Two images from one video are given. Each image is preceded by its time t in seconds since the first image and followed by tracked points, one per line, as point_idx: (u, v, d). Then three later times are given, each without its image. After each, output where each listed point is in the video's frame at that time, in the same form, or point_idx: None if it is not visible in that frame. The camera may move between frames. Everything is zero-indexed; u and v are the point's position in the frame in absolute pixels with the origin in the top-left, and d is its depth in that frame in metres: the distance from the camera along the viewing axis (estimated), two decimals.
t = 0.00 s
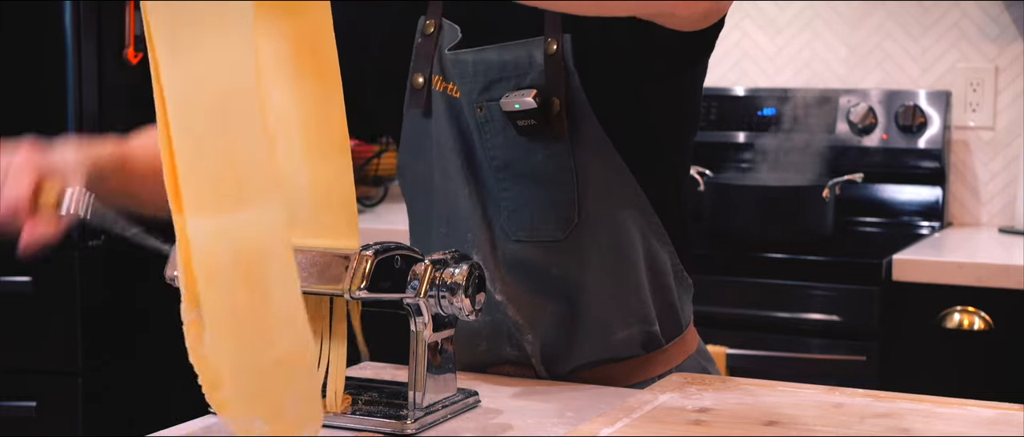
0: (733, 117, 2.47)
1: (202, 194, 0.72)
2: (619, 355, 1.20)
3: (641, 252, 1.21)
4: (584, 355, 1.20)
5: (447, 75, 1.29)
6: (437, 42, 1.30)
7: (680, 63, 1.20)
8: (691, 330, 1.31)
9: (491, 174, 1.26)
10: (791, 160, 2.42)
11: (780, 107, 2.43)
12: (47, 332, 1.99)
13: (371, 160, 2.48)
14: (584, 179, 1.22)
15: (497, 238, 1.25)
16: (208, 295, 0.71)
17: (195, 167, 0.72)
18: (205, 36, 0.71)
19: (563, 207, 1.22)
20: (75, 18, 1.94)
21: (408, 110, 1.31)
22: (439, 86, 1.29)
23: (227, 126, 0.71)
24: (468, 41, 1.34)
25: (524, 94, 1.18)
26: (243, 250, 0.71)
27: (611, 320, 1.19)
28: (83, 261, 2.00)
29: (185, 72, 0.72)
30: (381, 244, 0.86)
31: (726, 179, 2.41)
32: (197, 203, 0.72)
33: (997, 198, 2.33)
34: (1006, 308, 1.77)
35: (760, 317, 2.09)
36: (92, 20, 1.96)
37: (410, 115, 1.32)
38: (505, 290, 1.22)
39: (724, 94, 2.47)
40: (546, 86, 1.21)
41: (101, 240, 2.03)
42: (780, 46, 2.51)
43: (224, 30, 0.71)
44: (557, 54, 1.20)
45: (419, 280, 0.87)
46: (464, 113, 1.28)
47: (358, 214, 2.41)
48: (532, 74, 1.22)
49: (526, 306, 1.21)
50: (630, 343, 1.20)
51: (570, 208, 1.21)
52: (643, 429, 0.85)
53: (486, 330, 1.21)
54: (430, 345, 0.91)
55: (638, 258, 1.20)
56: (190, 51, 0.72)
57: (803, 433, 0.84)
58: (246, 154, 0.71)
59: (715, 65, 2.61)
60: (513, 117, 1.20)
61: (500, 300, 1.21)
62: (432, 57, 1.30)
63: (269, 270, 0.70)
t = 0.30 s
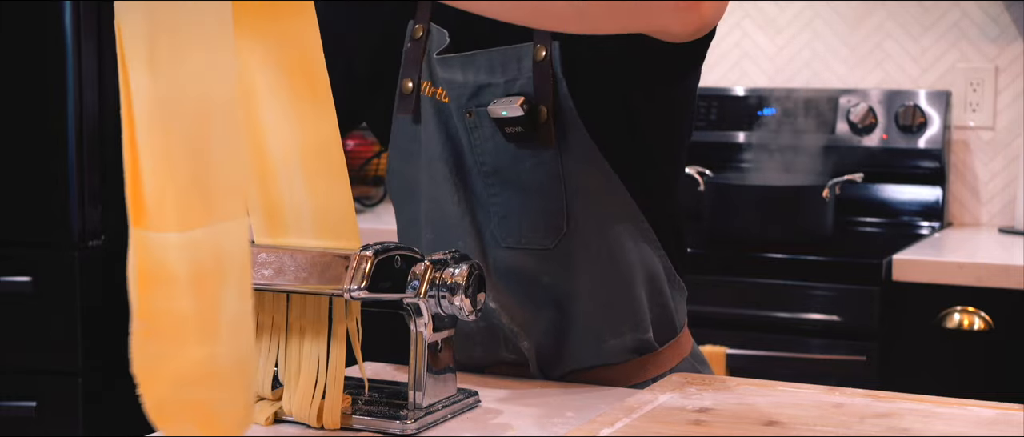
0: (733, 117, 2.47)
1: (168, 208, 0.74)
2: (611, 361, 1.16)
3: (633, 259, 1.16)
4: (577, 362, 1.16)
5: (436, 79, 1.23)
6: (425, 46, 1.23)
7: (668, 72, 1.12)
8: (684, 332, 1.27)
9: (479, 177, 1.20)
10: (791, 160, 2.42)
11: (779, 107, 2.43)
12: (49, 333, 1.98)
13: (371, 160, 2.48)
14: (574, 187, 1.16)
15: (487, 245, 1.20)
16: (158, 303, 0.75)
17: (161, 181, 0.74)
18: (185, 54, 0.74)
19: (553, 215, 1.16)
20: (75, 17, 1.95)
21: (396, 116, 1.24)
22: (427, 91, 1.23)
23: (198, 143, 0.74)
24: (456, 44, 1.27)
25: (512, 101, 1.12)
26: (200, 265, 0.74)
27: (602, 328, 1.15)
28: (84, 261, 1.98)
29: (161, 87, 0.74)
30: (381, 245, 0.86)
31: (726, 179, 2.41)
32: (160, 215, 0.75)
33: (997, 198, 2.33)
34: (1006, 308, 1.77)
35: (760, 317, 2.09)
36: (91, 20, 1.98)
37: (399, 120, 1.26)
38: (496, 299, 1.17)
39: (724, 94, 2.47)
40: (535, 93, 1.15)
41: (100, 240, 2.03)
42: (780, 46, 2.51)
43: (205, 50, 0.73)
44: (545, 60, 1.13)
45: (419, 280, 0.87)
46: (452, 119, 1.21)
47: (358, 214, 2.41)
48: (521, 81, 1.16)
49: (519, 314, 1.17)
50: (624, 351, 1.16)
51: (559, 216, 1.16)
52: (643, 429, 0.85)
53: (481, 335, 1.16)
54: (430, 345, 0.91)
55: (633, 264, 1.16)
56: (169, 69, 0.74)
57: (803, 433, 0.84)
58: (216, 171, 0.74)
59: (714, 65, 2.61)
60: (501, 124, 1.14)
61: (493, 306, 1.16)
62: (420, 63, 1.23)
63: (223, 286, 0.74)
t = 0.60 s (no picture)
0: (733, 117, 2.47)
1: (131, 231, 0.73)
2: (609, 361, 1.15)
3: (631, 258, 1.15)
4: (573, 361, 1.15)
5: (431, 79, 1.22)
6: (419, 46, 1.21)
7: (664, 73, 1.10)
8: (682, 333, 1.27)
9: (472, 178, 1.20)
10: (791, 160, 2.42)
11: (780, 108, 2.42)
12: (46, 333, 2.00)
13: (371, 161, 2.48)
14: (570, 187, 1.15)
15: (484, 246, 1.20)
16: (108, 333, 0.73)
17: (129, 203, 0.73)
18: (156, 75, 0.72)
19: (549, 215, 1.16)
20: (75, 18, 1.95)
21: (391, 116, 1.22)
22: (422, 91, 1.22)
23: (160, 169, 0.72)
24: (450, 44, 1.24)
25: (507, 100, 1.12)
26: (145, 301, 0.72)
27: (598, 328, 1.14)
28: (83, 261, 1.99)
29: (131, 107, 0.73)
30: (381, 245, 0.86)
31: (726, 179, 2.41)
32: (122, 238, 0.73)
33: (997, 198, 2.33)
34: (1006, 308, 1.77)
35: (760, 317, 2.09)
36: (92, 21, 1.97)
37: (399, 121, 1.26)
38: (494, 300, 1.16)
39: (724, 94, 2.46)
40: (529, 91, 1.15)
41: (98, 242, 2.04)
42: (780, 47, 2.51)
43: (175, 74, 0.72)
44: (540, 59, 1.13)
45: (419, 280, 0.87)
46: (446, 119, 1.21)
47: (358, 214, 2.41)
48: (515, 79, 1.16)
49: (517, 315, 1.16)
50: (620, 350, 1.15)
51: (555, 216, 1.15)
52: (643, 429, 0.85)
53: (480, 334, 1.16)
54: (430, 346, 0.91)
55: (629, 265, 1.15)
56: (141, 89, 0.73)
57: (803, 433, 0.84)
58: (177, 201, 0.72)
59: (714, 66, 2.60)
60: (495, 122, 1.14)
61: (491, 307, 1.15)
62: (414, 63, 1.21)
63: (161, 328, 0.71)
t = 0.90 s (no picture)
0: (733, 118, 2.47)
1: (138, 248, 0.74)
2: (607, 364, 1.15)
3: (627, 262, 1.15)
4: (571, 365, 1.15)
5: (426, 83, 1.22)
6: (415, 50, 1.23)
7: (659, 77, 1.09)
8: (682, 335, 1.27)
9: (468, 182, 1.19)
10: (791, 161, 2.42)
11: (780, 107, 2.42)
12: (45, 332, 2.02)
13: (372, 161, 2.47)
14: (564, 191, 1.15)
15: (480, 250, 1.19)
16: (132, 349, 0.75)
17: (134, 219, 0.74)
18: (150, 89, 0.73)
19: (544, 218, 1.15)
20: (75, 18, 1.95)
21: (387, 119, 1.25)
22: (417, 95, 1.22)
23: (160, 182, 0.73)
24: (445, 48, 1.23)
25: (500, 105, 1.12)
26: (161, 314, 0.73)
27: (595, 331, 1.14)
28: (83, 261, 2.00)
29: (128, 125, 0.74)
30: (381, 245, 0.86)
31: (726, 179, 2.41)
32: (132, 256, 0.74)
33: (997, 198, 2.33)
34: (1006, 308, 1.77)
35: (760, 317, 2.09)
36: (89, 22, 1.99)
37: (394, 125, 1.26)
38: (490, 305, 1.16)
39: (724, 94, 2.46)
40: (523, 97, 1.14)
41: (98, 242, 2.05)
42: (780, 47, 2.51)
43: (167, 86, 0.72)
44: (533, 64, 1.12)
45: (419, 280, 0.87)
46: (441, 123, 1.20)
47: (358, 214, 2.41)
48: (509, 84, 1.15)
49: (515, 319, 1.15)
50: (618, 353, 1.15)
51: (550, 220, 1.14)
52: (643, 429, 0.85)
53: (479, 336, 1.15)
54: (430, 345, 0.91)
55: (625, 268, 1.15)
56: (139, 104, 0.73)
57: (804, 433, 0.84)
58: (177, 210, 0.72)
59: (714, 65, 2.60)
60: (489, 127, 1.13)
61: (490, 312, 1.16)
62: (410, 66, 1.22)
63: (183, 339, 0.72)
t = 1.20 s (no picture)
0: (733, 118, 2.46)
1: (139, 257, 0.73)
2: (608, 363, 1.15)
3: (629, 260, 1.16)
4: (572, 364, 1.15)
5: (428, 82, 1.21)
6: (417, 50, 1.22)
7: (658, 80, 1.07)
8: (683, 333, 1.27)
9: (470, 182, 1.19)
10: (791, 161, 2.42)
11: (780, 107, 2.42)
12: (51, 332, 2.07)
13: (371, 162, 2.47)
14: (565, 188, 1.15)
15: (481, 249, 1.19)
16: (135, 357, 0.74)
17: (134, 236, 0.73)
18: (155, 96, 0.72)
19: (547, 217, 1.15)
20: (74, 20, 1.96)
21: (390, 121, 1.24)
22: (419, 95, 1.22)
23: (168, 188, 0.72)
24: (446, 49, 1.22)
25: (502, 104, 1.13)
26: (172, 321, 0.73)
27: (597, 331, 1.14)
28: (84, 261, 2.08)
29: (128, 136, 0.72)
30: (381, 245, 0.86)
31: (726, 179, 2.41)
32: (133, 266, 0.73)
33: (997, 198, 2.33)
34: (1006, 308, 1.77)
35: (760, 317, 2.09)
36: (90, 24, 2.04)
37: (395, 124, 1.25)
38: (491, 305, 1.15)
39: (724, 94, 2.46)
40: (524, 96, 1.15)
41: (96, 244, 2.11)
42: (780, 47, 2.51)
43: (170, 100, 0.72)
44: (534, 63, 1.14)
45: (419, 280, 0.87)
46: (444, 123, 1.20)
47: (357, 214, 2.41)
48: (510, 83, 1.15)
49: (515, 318, 1.15)
50: (619, 352, 1.15)
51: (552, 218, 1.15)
52: (643, 429, 0.85)
53: (480, 337, 1.14)
54: (430, 345, 0.91)
55: (627, 266, 1.15)
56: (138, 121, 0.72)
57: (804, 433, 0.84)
58: (185, 217, 0.73)
59: (714, 66, 2.59)
60: (491, 126, 1.14)
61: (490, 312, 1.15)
62: (411, 66, 1.22)
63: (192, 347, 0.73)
